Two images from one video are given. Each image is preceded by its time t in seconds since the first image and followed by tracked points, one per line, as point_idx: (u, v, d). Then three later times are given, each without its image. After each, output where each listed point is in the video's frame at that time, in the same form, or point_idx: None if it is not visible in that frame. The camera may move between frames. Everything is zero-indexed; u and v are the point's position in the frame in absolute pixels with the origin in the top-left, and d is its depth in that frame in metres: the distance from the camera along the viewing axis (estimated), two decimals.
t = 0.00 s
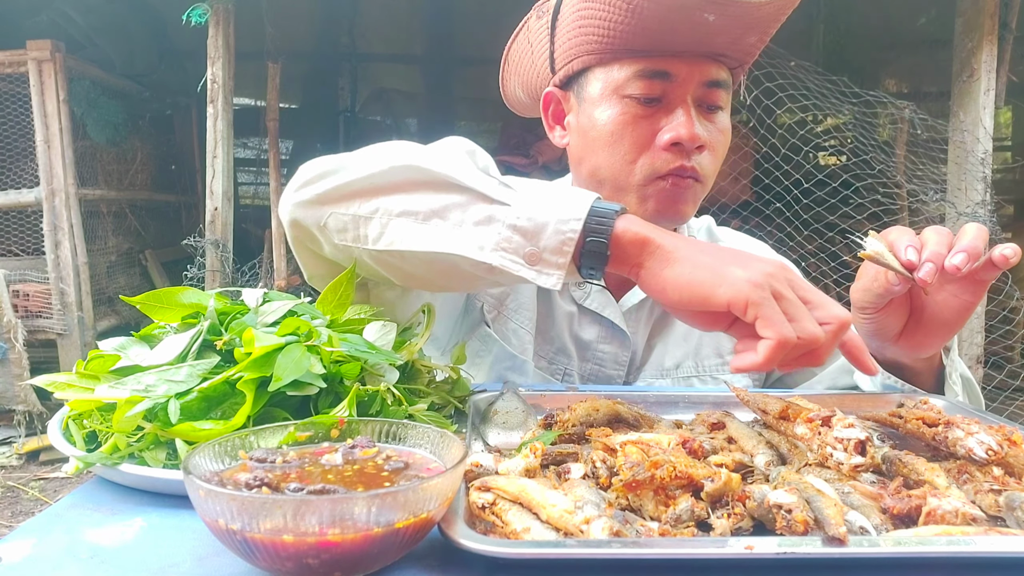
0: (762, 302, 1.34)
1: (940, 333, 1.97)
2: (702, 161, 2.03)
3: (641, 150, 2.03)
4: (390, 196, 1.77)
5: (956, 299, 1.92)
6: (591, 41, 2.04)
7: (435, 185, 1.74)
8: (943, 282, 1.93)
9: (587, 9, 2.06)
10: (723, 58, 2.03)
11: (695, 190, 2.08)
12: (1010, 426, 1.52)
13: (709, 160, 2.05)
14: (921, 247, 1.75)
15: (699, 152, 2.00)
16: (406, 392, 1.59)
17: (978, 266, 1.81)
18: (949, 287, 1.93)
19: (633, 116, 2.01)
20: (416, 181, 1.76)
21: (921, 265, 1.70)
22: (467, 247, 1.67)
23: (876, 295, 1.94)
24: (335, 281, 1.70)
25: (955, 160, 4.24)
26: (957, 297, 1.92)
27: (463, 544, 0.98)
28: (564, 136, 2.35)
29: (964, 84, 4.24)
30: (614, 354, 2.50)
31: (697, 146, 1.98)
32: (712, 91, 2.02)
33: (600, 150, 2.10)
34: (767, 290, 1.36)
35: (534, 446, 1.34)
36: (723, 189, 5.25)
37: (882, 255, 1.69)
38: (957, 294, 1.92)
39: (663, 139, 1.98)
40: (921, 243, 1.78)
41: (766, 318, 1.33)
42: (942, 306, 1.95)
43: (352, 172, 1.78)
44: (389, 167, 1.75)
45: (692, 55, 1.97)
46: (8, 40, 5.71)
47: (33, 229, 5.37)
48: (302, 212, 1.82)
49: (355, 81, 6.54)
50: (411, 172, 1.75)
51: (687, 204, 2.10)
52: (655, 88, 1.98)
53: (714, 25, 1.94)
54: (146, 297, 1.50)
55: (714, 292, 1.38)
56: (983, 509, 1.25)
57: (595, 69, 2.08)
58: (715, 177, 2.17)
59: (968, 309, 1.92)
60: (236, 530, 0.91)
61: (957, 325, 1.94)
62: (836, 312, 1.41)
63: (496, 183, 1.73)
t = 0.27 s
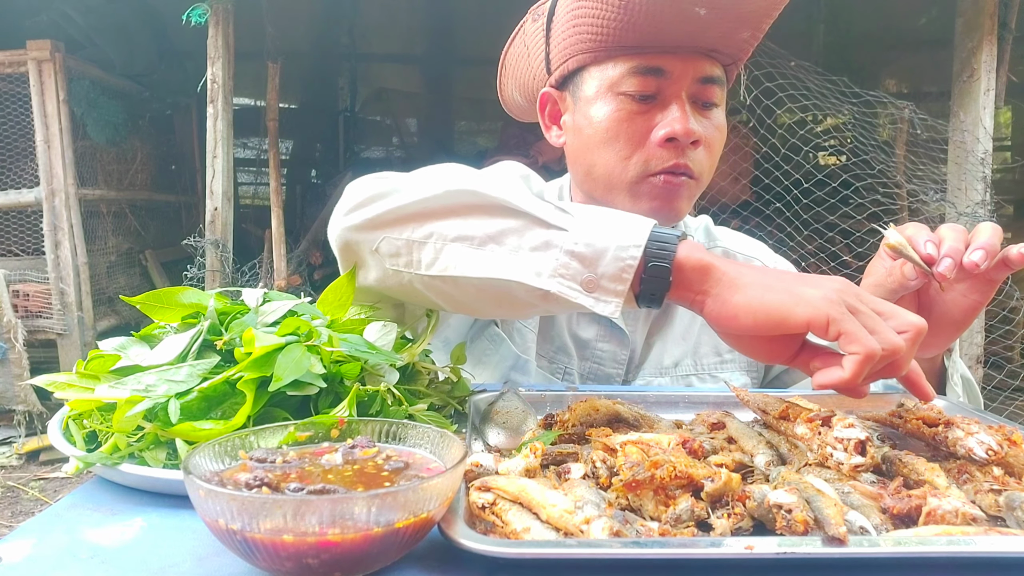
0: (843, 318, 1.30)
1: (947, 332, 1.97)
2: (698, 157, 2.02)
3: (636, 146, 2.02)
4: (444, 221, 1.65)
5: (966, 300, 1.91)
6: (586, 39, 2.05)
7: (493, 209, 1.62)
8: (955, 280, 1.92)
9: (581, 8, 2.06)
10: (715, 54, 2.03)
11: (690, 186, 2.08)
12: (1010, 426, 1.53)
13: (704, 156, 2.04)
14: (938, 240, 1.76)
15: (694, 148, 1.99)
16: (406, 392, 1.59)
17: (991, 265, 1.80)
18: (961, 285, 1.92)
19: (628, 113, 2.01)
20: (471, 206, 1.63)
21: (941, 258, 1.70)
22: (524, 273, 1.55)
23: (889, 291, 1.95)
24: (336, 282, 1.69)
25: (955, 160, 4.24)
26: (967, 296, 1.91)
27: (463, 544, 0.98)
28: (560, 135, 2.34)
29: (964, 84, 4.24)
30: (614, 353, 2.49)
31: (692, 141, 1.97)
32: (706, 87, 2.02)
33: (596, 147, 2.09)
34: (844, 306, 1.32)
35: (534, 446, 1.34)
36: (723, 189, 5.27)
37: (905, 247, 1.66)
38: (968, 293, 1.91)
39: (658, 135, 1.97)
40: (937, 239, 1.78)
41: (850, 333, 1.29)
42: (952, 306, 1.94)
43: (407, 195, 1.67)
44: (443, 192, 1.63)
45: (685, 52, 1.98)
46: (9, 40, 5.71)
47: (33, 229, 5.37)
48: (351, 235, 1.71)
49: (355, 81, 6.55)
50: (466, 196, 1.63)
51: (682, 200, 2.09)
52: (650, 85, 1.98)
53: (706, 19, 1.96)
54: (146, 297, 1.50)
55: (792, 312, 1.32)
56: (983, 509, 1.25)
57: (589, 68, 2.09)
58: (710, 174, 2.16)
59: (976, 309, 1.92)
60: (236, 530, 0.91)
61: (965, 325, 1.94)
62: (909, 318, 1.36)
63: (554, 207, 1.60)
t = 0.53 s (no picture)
0: (864, 338, 1.36)
1: (946, 333, 1.98)
2: (697, 157, 2.02)
3: (635, 147, 2.01)
4: (467, 236, 1.63)
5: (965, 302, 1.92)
6: (586, 40, 2.05)
7: (515, 226, 1.60)
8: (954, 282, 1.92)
9: (582, 9, 2.06)
10: (715, 54, 2.04)
11: (690, 187, 2.07)
12: (1010, 427, 1.53)
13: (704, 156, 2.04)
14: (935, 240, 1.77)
15: (693, 148, 1.99)
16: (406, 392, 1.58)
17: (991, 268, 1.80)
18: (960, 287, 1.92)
19: (628, 113, 2.00)
20: (493, 222, 1.61)
21: (938, 262, 1.70)
22: (544, 290, 1.53)
23: (887, 293, 1.92)
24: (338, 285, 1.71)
25: (955, 160, 4.24)
26: (966, 297, 1.92)
27: (463, 544, 0.98)
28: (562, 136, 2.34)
29: (964, 84, 4.24)
30: (615, 352, 2.49)
31: (691, 142, 1.97)
32: (706, 88, 2.02)
33: (595, 147, 2.08)
34: (863, 326, 1.38)
35: (534, 446, 1.34)
36: (723, 189, 5.28)
37: (901, 250, 1.68)
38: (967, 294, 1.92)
39: (657, 135, 1.97)
40: (935, 241, 1.79)
41: (870, 353, 1.35)
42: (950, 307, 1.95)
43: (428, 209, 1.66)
44: (467, 206, 1.61)
45: (684, 54, 1.97)
46: (8, 40, 5.71)
47: (33, 229, 5.37)
48: (371, 246, 1.70)
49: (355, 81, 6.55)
50: (488, 212, 1.61)
51: (682, 199, 2.08)
52: (649, 86, 1.98)
53: (704, 19, 1.96)
54: (146, 297, 1.50)
55: (814, 333, 1.37)
56: (983, 509, 1.25)
57: (590, 69, 2.09)
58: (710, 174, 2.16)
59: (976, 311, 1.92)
60: (236, 530, 0.91)
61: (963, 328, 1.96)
62: (918, 339, 1.46)
63: (573, 223, 1.60)
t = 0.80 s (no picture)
0: (862, 326, 1.39)
1: (946, 334, 1.98)
2: (696, 154, 2.00)
3: (633, 143, 2.01)
4: (464, 239, 1.61)
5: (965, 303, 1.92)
6: (584, 39, 2.06)
7: (512, 228, 1.58)
8: (954, 283, 1.92)
9: (579, 8, 2.07)
10: (711, 52, 2.02)
11: (688, 184, 2.05)
12: (1009, 426, 1.53)
13: (703, 153, 2.02)
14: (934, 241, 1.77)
15: (691, 145, 1.98)
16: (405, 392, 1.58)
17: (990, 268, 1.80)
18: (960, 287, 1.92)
19: (625, 110, 2.00)
20: (490, 224, 1.60)
21: (938, 262, 1.70)
22: (540, 293, 1.53)
23: (886, 294, 1.92)
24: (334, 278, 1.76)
25: (955, 160, 4.24)
26: (966, 298, 1.92)
27: (463, 544, 0.98)
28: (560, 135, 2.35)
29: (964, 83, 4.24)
30: (616, 352, 2.48)
31: (689, 138, 1.96)
32: (703, 85, 2.02)
33: (594, 145, 2.08)
34: (859, 315, 1.42)
35: (534, 446, 1.34)
36: (723, 189, 5.27)
37: (901, 250, 1.67)
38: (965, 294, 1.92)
39: (655, 131, 1.96)
40: (935, 241, 1.79)
41: (869, 340, 1.38)
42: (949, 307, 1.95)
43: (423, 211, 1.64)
44: (464, 208, 1.60)
45: (681, 50, 1.97)
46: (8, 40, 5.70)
47: (33, 229, 5.37)
48: (366, 248, 1.66)
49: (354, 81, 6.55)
50: (484, 215, 1.59)
51: (681, 197, 2.06)
52: (646, 83, 1.98)
53: (698, 16, 1.95)
54: (146, 297, 1.51)
55: (814, 324, 1.39)
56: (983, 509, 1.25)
57: (587, 67, 2.09)
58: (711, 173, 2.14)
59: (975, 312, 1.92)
60: (236, 530, 0.91)
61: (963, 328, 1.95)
62: (909, 331, 1.47)
63: (569, 227, 1.60)
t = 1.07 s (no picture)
0: (835, 318, 1.36)
1: (948, 338, 1.97)
2: (690, 154, 2.01)
3: (627, 143, 2.02)
4: (443, 231, 1.63)
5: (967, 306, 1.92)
6: (580, 38, 2.05)
7: (491, 218, 1.59)
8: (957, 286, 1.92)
9: (575, 7, 2.07)
10: (708, 51, 2.03)
11: (682, 185, 2.07)
12: (1008, 426, 1.52)
13: (697, 153, 2.04)
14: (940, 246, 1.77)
15: (685, 145, 1.99)
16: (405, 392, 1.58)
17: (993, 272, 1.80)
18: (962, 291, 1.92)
19: (621, 109, 2.00)
20: (468, 216, 1.61)
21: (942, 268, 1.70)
22: (517, 281, 1.53)
23: (889, 298, 1.93)
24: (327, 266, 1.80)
25: (955, 159, 4.24)
26: (969, 301, 1.92)
27: (463, 544, 0.98)
28: (557, 134, 2.32)
29: (964, 83, 4.24)
30: (610, 350, 2.48)
31: (684, 138, 1.97)
32: (698, 85, 2.02)
33: (589, 144, 2.08)
34: (834, 308, 1.39)
35: (534, 446, 1.34)
36: (723, 189, 5.23)
37: (905, 257, 1.67)
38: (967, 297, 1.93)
39: (650, 132, 1.97)
40: (939, 246, 1.78)
41: (841, 333, 1.35)
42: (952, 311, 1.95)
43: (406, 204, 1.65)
44: (443, 200, 1.61)
45: (678, 49, 1.97)
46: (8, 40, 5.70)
47: (33, 229, 5.37)
48: (347, 242, 1.69)
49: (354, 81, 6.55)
50: (462, 207, 1.60)
51: (674, 196, 2.07)
52: (643, 82, 1.98)
53: (697, 14, 1.95)
54: (146, 297, 1.51)
55: (785, 315, 1.37)
56: (983, 509, 1.25)
57: (583, 66, 2.09)
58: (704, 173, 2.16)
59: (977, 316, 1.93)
60: (236, 530, 0.91)
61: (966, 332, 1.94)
62: (888, 324, 1.48)
63: (547, 218, 1.61)
